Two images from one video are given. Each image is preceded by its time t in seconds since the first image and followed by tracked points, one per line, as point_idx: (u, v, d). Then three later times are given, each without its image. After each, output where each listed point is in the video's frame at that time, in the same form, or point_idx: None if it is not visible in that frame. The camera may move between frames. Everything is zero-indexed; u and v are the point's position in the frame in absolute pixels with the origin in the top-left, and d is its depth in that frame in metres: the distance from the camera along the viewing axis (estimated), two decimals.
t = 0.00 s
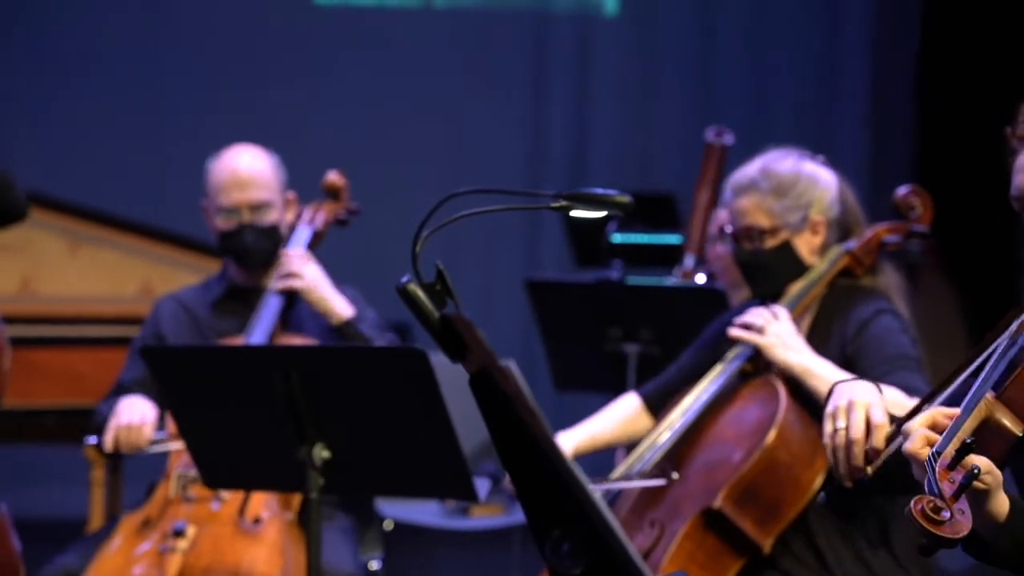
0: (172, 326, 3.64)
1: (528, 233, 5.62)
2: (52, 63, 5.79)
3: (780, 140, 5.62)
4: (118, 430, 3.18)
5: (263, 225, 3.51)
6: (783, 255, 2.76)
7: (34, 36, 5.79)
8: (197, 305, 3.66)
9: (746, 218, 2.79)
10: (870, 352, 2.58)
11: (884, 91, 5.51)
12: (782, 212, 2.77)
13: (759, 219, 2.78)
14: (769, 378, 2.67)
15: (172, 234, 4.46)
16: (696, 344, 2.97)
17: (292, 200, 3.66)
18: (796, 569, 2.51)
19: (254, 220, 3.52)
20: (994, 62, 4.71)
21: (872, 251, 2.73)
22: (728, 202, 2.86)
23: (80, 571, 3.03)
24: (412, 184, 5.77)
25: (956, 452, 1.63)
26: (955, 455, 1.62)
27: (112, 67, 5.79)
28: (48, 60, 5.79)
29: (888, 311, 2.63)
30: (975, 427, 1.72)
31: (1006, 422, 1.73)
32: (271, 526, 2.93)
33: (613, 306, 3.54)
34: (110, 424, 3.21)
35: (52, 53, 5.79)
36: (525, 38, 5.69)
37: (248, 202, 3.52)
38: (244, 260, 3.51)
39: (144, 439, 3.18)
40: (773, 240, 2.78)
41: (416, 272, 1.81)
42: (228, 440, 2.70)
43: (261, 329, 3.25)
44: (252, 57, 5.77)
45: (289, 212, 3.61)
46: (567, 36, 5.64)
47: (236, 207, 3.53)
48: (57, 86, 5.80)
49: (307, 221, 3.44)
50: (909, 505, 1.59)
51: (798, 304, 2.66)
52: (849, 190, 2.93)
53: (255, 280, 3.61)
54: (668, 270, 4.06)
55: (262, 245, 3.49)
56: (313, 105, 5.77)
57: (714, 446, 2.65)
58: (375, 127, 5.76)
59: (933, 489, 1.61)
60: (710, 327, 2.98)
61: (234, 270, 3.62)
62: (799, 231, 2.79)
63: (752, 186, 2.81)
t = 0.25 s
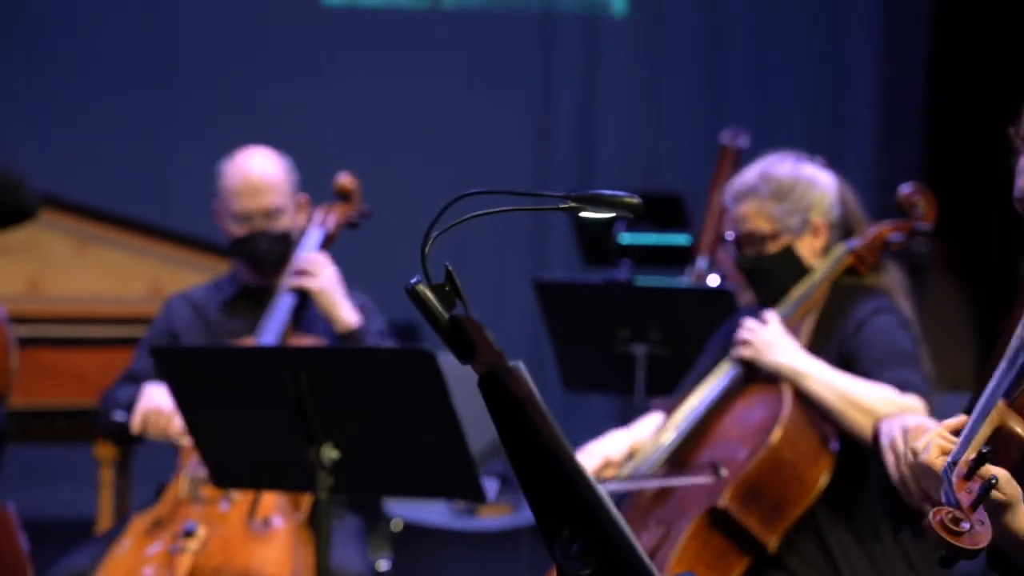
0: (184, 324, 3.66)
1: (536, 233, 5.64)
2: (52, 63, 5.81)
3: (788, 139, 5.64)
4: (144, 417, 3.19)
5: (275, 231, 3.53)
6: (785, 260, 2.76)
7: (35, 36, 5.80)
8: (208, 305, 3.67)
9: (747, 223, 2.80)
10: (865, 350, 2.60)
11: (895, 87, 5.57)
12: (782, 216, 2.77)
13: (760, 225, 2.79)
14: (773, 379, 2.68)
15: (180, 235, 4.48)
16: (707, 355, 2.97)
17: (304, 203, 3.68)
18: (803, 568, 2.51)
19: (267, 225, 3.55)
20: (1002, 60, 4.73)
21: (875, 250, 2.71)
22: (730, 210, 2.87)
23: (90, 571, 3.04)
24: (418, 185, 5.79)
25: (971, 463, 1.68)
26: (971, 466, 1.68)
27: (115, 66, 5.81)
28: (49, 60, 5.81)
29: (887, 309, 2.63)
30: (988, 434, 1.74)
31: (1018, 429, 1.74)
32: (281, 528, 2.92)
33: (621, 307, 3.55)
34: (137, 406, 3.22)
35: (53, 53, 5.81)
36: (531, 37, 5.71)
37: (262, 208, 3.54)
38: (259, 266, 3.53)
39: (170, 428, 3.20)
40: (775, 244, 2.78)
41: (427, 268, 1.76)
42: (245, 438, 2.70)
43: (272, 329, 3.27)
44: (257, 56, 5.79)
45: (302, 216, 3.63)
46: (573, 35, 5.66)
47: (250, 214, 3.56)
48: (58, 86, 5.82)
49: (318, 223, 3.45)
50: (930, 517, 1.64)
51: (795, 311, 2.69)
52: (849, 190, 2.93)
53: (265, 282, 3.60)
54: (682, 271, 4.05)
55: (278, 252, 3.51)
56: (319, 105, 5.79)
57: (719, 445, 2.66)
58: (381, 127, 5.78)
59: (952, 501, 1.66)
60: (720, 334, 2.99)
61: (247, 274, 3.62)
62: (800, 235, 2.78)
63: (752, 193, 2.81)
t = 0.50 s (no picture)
0: (192, 321, 3.66)
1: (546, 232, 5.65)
2: (52, 63, 5.81)
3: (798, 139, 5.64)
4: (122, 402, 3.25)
5: (286, 224, 3.53)
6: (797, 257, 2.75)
7: (36, 36, 5.80)
8: (217, 301, 3.67)
9: (759, 218, 2.79)
10: (875, 348, 2.59)
11: (902, 83, 5.60)
12: (794, 212, 2.76)
13: (772, 220, 2.78)
14: (783, 379, 2.66)
15: (187, 234, 4.48)
16: (716, 348, 2.95)
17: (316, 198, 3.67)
18: (812, 567, 2.52)
19: (279, 219, 3.54)
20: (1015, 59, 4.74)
21: (887, 249, 2.69)
22: (743, 203, 2.86)
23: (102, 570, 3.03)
24: (427, 184, 5.79)
25: (1000, 455, 1.78)
26: (1000, 459, 1.77)
27: (118, 67, 5.81)
28: (49, 60, 5.81)
29: (897, 309, 2.63)
30: (1012, 428, 1.81)
31: None
32: (290, 528, 2.90)
33: (629, 307, 3.55)
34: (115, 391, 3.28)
35: (54, 53, 5.80)
36: (540, 37, 5.72)
37: (272, 201, 3.55)
38: (269, 260, 3.52)
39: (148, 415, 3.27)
40: (786, 240, 2.78)
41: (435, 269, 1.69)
42: (250, 439, 2.68)
43: (282, 325, 3.28)
44: (260, 56, 5.79)
45: (312, 212, 3.61)
46: (582, 34, 5.66)
47: (260, 207, 3.56)
48: (59, 86, 5.82)
49: (328, 221, 3.42)
50: (963, 507, 1.77)
51: (805, 312, 2.69)
52: (864, 190, 2.93)
53: (274, 279, 3.60)
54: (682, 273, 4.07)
55: (287, 246, 3.50)
56: (327, 105, 5.79)
57: (730, 445, 2.64)
58: (390, 127, 5.79)
59: (983, 491, 1.78)
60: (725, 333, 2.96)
61: (258, 271, 3.61)
62: (813, 231, 2.77)
63: (765, 188, 2.81)
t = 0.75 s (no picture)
0: (200, 322, 3.67)
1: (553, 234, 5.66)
2: (52, 63, 5.84)
3: (807, 140, 5.64)
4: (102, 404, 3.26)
5: (294, 227, 3.53)
6: (808, 258, 2.75)
7: (42, 37, 5.83)
8: (227, 303, 3.68)
9: (771, 218, 2.79)
10: (887, 350, 2.59)
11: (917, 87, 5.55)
12: (806, 213, 2.76)
13: (783, 220, 2.78)
14: (792, 380, 2.67)
15: (197, 236, 4.47)
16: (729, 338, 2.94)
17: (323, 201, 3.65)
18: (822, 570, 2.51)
19: (286, 222, 3.55)
20: None
21: (898, 253, 2.69)
22: (756, 202, 2.86)
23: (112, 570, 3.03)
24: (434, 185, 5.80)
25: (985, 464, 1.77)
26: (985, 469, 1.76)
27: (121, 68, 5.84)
28: (53, 61, 5.84)
29: (908, 312, 2.62)
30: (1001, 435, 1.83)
31: None
32: (299, 529, 2.91)
33: (638, 310, 3.55)
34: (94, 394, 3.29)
35: (56, 54, 5.84)
36: (547, 38, 5.73)
37: (280, 204, 3.55)
38: (277, 263, 3.52)
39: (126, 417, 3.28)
40: (797, 240, 2.78)
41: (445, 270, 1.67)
42: (258, 440, 2.68)
43: (291, 327, 3.28)
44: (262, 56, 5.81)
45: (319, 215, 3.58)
46: (590, 36, 5.67)
47: (268, 210, 3.56)
48: (64, 86, 5.85)
49: (336, 224, 3.43)
50: (942, 514, 1.82)
51: (815, 313, 2.70)
52: (877, 190, 2.92)
53: (282, 281, 3.58)
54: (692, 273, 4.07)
55: (295, 249, 3.50)
56: (334, 106, 5.80)
57: (739, 446, 2.64)
58: (397, 127, 5.79)
59: (964, 497, 1.79)
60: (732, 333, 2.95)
61: (266, 273, 3.61)
62: (825, 232, 2.77)
63: (778, 188, 2.80)
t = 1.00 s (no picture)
0: (208, 319, 3.66)
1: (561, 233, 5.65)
2: (53, 64, 5.85)
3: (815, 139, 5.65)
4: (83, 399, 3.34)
5: (300, 227, 3.54)
6: (817, 257, 2.75)
7: (50, 37, 5.83)
8: (234, 302, 3.67)
9: (779, 218, 2.78)
10: (897, 351, 2.58)
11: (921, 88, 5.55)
12: (814, 212, 2.76)
13: (792, 220, 2.77)
14: (799, 378, 2.66)
15: (203, 235, 4.47)
16: (735, 334, 2.93)
17: (326, 199, 3.62)
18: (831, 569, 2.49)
19: (292, 223, 3.56)
20: None
21: (905, 251, 2.69)
22: (764, 203, 2.85)
23: (118, 569, 3.03)
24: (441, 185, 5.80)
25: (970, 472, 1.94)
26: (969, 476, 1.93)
27: (123, 68, 5.85)
28: (62, 62, 5.84)
29: (916, 310, 2.61)
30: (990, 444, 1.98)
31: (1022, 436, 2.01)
32: (305, 527, 2.89)
33: (645, 307, 3.55)
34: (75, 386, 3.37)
35: (64, 55, 5.84)
36: (554, 36, 5.73)
37: (286, 205, 3.55)
38: (284, 262, 3.53)
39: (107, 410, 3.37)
40: (806, 240, 2.77)
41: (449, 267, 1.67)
42: (264, 438, 2.68)
43: (297, 326, 3.27)
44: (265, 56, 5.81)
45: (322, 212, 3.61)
46: (596, 35, 5.67)
47: (274, 211, 3.57)
48: (72, 86, 5.85)
49: (341, 221, 3.44)
50: (922, 525, 1.90)
51: (825, 309, 2.68)
52: (885, 188, 2.91)
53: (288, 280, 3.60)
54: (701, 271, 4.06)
55: (301, 248, 3.51)
56: (340, 105, 5.80)
57: (746, 445, 2.63)
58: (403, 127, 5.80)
59: (948, 506, 1.92)
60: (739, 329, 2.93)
61: (272, 271, 3.61)
62: (833, 231, 2.76)
63: (785, 188, 2.80)
